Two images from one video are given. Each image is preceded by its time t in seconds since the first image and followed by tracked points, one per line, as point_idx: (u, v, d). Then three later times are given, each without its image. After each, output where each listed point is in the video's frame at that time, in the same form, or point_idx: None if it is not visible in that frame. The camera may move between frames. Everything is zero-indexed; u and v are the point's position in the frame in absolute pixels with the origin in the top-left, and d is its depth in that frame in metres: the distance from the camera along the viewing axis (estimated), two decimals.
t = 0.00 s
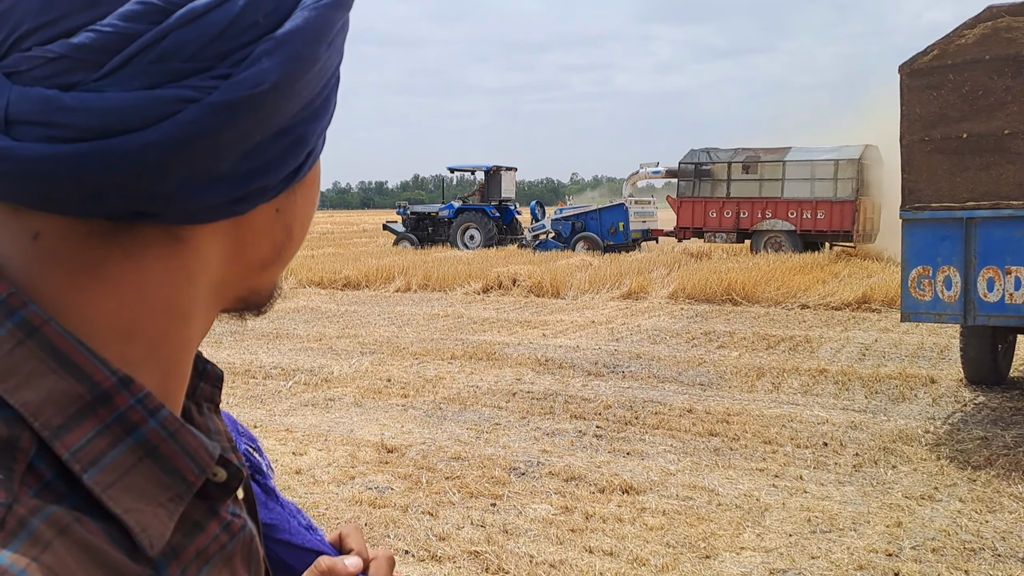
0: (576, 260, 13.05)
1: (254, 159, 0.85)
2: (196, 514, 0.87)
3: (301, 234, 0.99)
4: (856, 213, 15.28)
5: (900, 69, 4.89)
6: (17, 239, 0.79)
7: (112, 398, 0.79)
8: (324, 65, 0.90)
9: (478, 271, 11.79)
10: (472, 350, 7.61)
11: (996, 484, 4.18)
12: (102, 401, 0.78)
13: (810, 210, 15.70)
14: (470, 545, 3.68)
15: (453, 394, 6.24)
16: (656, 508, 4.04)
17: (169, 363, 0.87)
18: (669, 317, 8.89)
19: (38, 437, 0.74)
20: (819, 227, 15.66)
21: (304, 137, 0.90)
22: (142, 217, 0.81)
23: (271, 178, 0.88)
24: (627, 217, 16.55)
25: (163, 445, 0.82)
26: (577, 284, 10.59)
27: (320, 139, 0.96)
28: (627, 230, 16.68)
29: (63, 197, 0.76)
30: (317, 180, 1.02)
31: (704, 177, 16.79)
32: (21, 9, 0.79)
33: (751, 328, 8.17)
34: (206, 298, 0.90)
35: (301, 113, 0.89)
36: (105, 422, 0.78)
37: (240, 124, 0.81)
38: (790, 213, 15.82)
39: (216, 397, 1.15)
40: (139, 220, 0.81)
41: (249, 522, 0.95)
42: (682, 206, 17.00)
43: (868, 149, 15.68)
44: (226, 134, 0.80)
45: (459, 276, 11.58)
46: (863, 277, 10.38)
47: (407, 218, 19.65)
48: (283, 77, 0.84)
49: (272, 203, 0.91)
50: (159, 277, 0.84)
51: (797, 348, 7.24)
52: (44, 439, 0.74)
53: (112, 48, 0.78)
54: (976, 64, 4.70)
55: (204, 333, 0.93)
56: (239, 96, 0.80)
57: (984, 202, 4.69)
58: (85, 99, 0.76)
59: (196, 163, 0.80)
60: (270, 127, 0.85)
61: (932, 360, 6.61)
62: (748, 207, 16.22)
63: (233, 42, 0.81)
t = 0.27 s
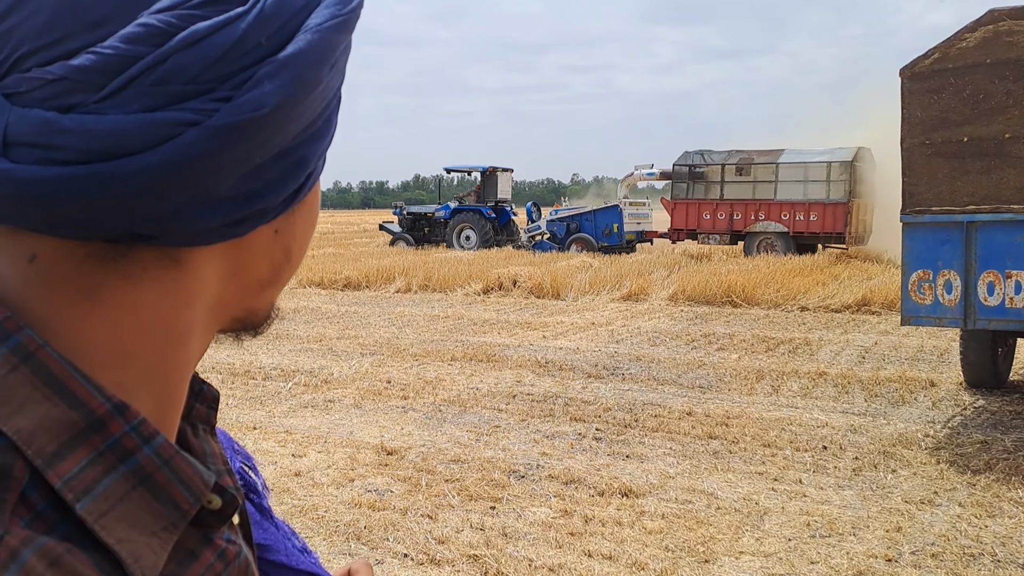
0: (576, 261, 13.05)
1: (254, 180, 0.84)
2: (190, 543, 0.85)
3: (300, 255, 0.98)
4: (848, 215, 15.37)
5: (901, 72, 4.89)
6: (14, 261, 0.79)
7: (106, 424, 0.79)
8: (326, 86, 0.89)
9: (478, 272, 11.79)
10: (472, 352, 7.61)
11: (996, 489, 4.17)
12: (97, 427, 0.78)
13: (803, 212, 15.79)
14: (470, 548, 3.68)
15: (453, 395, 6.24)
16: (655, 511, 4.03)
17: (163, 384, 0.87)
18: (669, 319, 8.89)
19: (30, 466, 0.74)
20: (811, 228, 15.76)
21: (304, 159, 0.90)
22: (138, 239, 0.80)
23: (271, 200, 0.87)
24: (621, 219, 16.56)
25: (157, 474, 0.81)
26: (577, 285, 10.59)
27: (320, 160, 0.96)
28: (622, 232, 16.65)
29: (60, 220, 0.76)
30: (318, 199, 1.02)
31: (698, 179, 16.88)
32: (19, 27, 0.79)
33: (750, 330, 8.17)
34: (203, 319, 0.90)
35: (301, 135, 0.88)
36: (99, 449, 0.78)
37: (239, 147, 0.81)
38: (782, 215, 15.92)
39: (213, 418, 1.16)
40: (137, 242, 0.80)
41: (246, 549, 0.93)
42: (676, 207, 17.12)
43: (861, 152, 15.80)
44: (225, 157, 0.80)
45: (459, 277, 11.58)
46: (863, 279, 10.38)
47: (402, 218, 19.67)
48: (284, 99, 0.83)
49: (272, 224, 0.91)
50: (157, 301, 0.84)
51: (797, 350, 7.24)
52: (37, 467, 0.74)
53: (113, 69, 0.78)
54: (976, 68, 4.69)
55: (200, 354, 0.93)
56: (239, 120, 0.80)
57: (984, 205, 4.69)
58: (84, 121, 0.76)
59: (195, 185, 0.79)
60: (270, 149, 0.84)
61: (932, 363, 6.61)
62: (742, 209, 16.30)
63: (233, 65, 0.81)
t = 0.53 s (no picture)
0: (576, 263, 13.05)
1: (236, 211, 0.84)
2: None
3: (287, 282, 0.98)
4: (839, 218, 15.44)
5: (900, 76, 4.88)
6: None
7: (83, 463, 0.79)
8: (313, 112, 0.88)
9: (478, 273, 11.79)
10: (471, 354, 7.61)
11: (995, 494, 4.17)
12: (73, 466, 0.78)
13: (794, 214, 15.86)
14: (468, 553, 3.67)
15: (452, 398, 6.24)
16: (654, 516, 4.03)
17: (145, 415, 0.87)
18: (669, 321, 8.89)
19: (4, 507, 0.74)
20: (802, 231, 15.83)
21: (290, 186, 0.89)
22: (118, 273, 0.80)
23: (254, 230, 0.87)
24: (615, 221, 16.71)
25: (136, 513, 0.81)
26: (577, 287, 10.59)
27: (307, 187, 0.95)
28: (615, 233, 16.82)
29: (39, 253, 0.76)
30: (306, 224, 1.01)
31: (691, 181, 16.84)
32: None
33: (749, 333, 8.16)
34: (186, 349, 0.90)
35: (286, 163, 0.88)
36: (74, 489, 0.78)
37: (221, 178, 0.81)
38: (774, 218, 15.91)
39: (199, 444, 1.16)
40: (117, 275, 0.80)
41: None
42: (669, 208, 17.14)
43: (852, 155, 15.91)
44: (204, 189, 0.80)
45: (458, 278, 11.57)
46: (862, 282, 10.38)
47: (398, 219, 19.68)
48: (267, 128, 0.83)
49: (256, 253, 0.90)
50: (137, 333, 0.83)
51: (796, 353, 7.24)
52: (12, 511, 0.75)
53: (94, 99, 0.77)
54: (975, 72, 4.70)
55: (184, 383, 0.92)
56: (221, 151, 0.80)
57: (983, 211, 4.69)
58: (59, 152, 0.76)
59: (175, 217, 0.79)
60: (252, 178, 0.84)
61: (931, 367, 6.60)
62: (733, 211, 16.29)
63: (215, 94, 0.81)
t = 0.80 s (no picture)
0: (577, 262, 13.06)
1: (242, 209, 0.84)
2: None
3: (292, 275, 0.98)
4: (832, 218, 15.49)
5: (902, 77, 4.88)
6: None
7: (95, 458, 0.79)
8: (316, 109, 0.88)
9: (478, 273, 11.79)
10: (472, 354, 7.62)
11: (996, 495, 4.17)
12: (86, 461, 0.78)
13: (788, 215, 15.89)
14: (469, 553, 3.68)
15: (453, 398, 6.24)
16: (655, 516, 4.03)
17: (152, 412, 0.87)
18: (669, 321, 8.89)
19: (19, 502, 0.74)
20: (796, 232, 15.90)
21: (295, 183, 0.90)
22: (126, 271, 0.80)
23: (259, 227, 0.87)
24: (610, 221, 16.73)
25: (148, 506, 0.81)
26: (578, 287, 10.59)
27: (311, 183, 0.96)
28: (611, 234, 16.82)
29: (45, 254, 0.76)
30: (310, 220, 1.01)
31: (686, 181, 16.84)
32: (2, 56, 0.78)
33: (750, 333, 8.16)
34: (192, 346, 0.90)
35: (291, 160, 0.88)
36: (89, 482, 0.78)
37: (229, 177, 0.81)
38: (768, 218, 15.96)
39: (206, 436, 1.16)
40: (123, 273, 0.80)
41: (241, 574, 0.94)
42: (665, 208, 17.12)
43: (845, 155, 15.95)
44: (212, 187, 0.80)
45: (459, 278, 11.58)
46: (863, 283, 10.38)
47: (394, 219, 19.72)
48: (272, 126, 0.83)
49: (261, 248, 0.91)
50: (144, 330, 0.84)
51: (797, 353, 7.24)
52: (26, 505, 0.74)
53: (100, 99, 0.77)
54: (977, 73, 4.69)
55: (190, 379, 0.92)
56: (227, 149, 0.80)
57: (985, 211, 4.69)
58: (67, 153, 0.76)
59: (182, 216, 0.79)
60: (258, 177, 0.84)
61: (932, 367, 6.60)
62: (728, 211, 16.30)
63: (220, 94, 0.81)
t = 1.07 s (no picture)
0: (578, 261, 13.07)
1: (238, 188, 0.85)
2: (189, 539, 0.85)
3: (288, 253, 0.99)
4: (826, 216, 15.52)
5: (902, 74, 4.89)
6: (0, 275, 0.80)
7: (98, 427, 0.79)
8: (309, 91, 0.90)
9: (479, 272, 11.80)
10: (473, 352, 7.63)
11: (995, 491, 4.17)
12: (89, 431, 0.79)
13: (782, 214, 15.94)
14: (469, 548, 3.68)
15: (454, 395, 6.25)
16: (655, 512, 4.04)
17: (153, 389, 0.88)
18: (670, 320, 8.90)
19: (26, 468, 0.75)
20: (790, 229, 15.94)
21: (290, 164, 0.91)
22: (125, 249, 0.81)
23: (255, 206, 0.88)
24: (606, 219, 16.94)
25: (152, 474, 0.82)
26: (579, 285, 10.60)
27: (306, 164, 0.97)
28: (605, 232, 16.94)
29: (44, 234, 0.77)
30: (305, 201, 1.03)
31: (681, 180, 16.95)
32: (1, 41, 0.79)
33: (751, 331, 8.17)
34: (190, 324, 0.91)
35: (286, 140, 0.89)
36: (93, 451, 0.79)
37: (225, 156, 0.82)
38: (762, 217, 16.00)
39: (207, 412, 1.17)
40: (122, 251, 0.81)
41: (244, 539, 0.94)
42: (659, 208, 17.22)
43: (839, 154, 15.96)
44: (209, 165, 0.81)
45: (460, 277, 11.59)
46: (864, 281, 10.39)
47: (391, 217, 19.72)
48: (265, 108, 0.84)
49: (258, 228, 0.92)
50: (142, 306, 0.85)
51: (797, 351, 7.24)
52: (32, 471, 0.75)
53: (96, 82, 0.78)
54: (977, 70, 4.70)
55: (189, 357, 0.93)
56: (224, 130, 0.81)
57: (985, 208, 4.69)
58: (65, 134, 0.77)
59: (180, 196, 0.81)
60: (253, 158, 0.85)
61: (932, 365, 6.61)
62: (723, 209, 16.43)
63: (215, 75, 0.82)
